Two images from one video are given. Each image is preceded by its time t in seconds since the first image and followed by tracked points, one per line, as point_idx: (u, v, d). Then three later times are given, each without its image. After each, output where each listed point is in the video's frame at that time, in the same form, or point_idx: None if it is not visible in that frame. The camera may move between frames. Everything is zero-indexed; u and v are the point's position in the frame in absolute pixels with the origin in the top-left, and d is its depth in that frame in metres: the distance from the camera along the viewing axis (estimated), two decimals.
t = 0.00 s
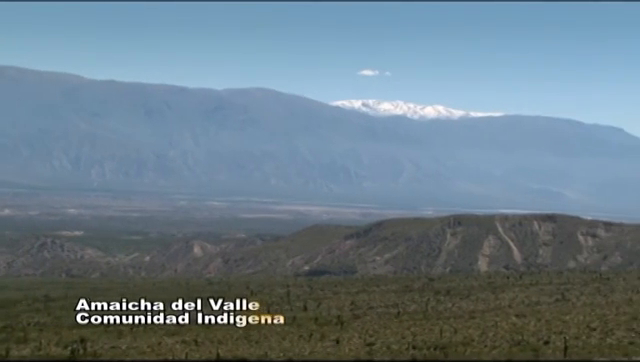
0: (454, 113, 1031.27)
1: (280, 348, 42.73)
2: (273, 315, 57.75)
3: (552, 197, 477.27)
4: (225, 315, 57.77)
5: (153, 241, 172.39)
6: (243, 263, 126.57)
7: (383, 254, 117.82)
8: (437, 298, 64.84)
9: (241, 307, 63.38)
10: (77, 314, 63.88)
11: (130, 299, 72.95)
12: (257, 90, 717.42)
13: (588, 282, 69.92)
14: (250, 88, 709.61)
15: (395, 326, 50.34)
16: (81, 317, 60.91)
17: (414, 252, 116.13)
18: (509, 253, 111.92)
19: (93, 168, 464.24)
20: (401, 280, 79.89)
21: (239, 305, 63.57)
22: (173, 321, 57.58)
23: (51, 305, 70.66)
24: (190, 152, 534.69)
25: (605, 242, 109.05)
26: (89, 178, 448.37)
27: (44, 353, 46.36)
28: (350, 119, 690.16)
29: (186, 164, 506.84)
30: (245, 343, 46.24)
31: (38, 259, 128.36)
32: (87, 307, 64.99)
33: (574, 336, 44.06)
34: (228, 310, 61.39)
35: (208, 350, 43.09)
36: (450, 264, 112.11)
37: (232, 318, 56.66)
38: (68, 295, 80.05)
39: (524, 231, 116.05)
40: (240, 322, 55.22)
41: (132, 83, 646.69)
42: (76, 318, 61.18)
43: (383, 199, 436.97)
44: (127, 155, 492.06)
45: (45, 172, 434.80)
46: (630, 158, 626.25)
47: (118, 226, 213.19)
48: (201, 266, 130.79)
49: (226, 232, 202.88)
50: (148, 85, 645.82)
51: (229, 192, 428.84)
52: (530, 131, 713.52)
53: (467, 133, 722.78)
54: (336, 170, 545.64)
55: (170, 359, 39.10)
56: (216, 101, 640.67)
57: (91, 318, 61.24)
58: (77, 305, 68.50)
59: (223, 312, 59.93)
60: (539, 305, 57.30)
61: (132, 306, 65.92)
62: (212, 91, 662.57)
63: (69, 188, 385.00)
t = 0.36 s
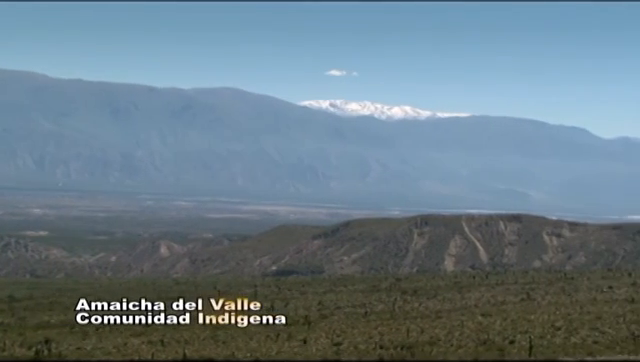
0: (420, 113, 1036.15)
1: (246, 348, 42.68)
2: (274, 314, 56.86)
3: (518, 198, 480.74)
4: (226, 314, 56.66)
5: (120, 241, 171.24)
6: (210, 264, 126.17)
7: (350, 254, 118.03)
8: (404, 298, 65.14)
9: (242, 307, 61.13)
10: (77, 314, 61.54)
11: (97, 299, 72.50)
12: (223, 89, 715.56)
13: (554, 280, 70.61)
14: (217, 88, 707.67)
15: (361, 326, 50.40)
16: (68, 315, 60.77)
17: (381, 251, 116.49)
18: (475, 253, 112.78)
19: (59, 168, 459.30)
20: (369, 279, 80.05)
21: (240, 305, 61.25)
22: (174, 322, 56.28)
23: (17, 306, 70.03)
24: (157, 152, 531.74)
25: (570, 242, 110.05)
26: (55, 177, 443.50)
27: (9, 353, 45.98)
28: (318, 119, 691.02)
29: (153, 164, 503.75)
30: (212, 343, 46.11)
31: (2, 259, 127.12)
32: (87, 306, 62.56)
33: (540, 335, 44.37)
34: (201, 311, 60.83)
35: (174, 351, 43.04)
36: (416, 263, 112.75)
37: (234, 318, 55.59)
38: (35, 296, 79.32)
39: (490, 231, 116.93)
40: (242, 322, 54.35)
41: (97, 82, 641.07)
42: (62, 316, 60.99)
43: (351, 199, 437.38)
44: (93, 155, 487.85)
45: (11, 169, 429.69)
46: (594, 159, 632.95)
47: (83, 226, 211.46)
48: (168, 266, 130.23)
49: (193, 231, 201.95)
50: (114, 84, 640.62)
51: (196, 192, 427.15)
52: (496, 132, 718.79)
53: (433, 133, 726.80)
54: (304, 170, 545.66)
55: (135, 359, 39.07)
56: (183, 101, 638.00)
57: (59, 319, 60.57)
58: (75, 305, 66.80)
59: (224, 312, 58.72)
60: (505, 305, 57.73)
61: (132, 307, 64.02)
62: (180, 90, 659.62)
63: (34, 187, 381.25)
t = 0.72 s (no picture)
0: (390, 113, 1038.54)
1: (214, 349, 42.56)
2: (276, 315, 56.03)
3: (487, 197, 483.31)
4: (228, 314, 55.70)
5: (87, 241, 169.65)
6: (179, 264, 125.60)
7: (319, 254, 118.05)
8: (373, 297, 65.27)
9: (245, 306, 60.35)
10: (76, 314, 60.66)
11: (65, 299, 72.00)
12: (193, 89, 712.40)
13: (521, 280, 71.03)
14: (186, 88, 704.66)
15: (330, 326, 50.43)
16: (60, 317, 60.32)
17: (350, 251, 116.57)
18: (443, 253, 113.39)
19: (24, 167, 453.84)
20: (338, 279, 79.87)
21: (243, 305, 60.52)
22: (175, 321, 55.26)
23: None
24: (125, 151, 527.96)
25: (536, 242, 110.86)
26: (20, 176, 438.20)
27: None
28: (287, 119, 690.73)
29: (120, 164, 499.95)
30: (181, 344, 45.87)
31: None
32: (87, 306, 61.82)
33: (507, 334, 44.77)
34: (174, 310, 60.30)
35: (142, 351, 42.90)
36: (385, 263, 113.20)
37: (235, 318, 54.62)
38: (2, 296, 78.54)
39: (458, 230, 117.59)
40: (243, 322, 53.42)
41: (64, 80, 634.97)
42: (54, 316, 60.62)
43: (320, 199, 436.79)
44: (60, 154, 482.97)
45: None
46: (561, 159, 638.23)
47: (49, 226, 209.35)
48: (136, 266, 129.56)
49: (162, 232, 200.57)
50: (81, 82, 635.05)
51: (164, 191, 424.37)
52: (465, 132, 722.75)
53: (402, 133, 729.27)
54: (273, 169, 544.49)
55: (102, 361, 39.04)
56: (151, 100, 634.67)
57: (26, 319, 60.07)
58: (76, 305, 65.87)
59: (226, 312, 57.80)
60: (473, 304, 58.07)
61: (134, 306, 63.09)
62: (148, 90, 655.85)
63: None
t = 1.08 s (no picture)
0: (355, 113, 1040.87)
1: (178, 349, 42.46)
2: (279, 315, 55.87)
3: (452, 197, 485.46)
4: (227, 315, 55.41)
5: (51, 240, 168.02)
6: (144, 264, 124.77)
7: (285, 253, 117.90)
8: (339, 297, 65.31)
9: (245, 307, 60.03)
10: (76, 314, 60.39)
11: (29, 300, 71.28)
12: (158, 88, 708.35)
13: (485, 279, 71.60)
14: (152, 87, 700.64)
15: (297, 326, 50.39)
16: (38, 317, 59.99)
17: (317, 251, 116.47)
18: (409, 252, 113.86)
19: None
20: (304, 279, 79.69)
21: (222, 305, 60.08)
22: (174, 321, 55.10)
23: None
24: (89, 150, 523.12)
25: (501, 241, 111.87)
26: None
27: None
28: (254, 119, 689.35)
29: (85, 163, 495.40)
30: (145, 344, 45.64)
31: None
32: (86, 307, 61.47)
33: (472, 333, 45.07)
34: (141, 311, 59.89)
35: (106, 351, 42.71)
36: (352, 263, 113.04)
37: (235, 319, 54.31)
38: None
39: (423, 230, 118.40)
40: (243, 322, 53.10)
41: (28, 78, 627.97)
42: (27, 317, 60.18)
43: (286, 199, 436.25)
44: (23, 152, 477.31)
45: None
46: (526, 159, 643.19)
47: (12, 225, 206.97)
48: (101, 266, 128.66)
49: (126, 232, 199.17)
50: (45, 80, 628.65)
51: (129, 191, 421.10)
52: (431, 132, 725.91)
53: (368, 133, 731.10)
54: (239, 169, 542.94)
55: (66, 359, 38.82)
56: (116, 99, 630.06)
57: None
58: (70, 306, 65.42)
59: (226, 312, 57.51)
60: (439, 303, 58.38)
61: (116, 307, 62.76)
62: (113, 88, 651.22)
63: None
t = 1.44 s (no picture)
0: (325, 113, 1040.75)
1: (146, 349, 42.28)
2: (248, 315, 55.91)
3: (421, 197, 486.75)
4: (195, 315, 55.56)
5: (17, 241, 166.20)
6: (112, 263, 123.75)
7: (254, 253, 117.47)
8: (308, 297, 65.17)
9: (208, 308, 59.86)
10: (38, 316, 59.91)
11: None
12: (126, 87, 704.00)
13: (454, 279, 71.86)
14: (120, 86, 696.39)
15: (265, 326, 50.40)
16: (3, 318, 59.52)
17: (286, 251, 116.25)
18: (378, 252, 114.05)
19: None
20: (273, 279, 79.42)
21: (194, 309, 59.96)
22: (141, 321, 55.09)
23: None
24: (56, 149, 518.37)
25: (469, 241, 112.42)
26: None
27: None
28: (222, 118, 687.18)
29: (52, 161, 490.81)
30: (113, 344, 45.37)
31: None
32: (47, 311, 60.90)
33: (440, 332, 45.38)
34: (107, 311, 59.57)
35: (73, 352, 42.44)
36: (320, 263, 112.95)
37: (202, 318, 54.48)
38: None
39: (392, 230, 118.71)
40: (211, 321, 53.31)
41: None
42: None
43: (255, 199, 434.86)
44: None
45: None
46: (494, 158, 646.94)
47: None
48: (68, 266, 127.54)
49: (94, 231, 197.41)
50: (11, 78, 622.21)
51: (96, 190, 417.56)
52: (400, 132, 727.85)
53: (338, 133, 731.56)
54: (208, 168, 540.69)
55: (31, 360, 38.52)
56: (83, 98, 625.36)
57: None
58: (33, 306, 64.86)
59: (193, 312, 57.56)
60: (407, 302, 58.62)
61: (84, 309, 62.23)
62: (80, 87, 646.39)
63: None
